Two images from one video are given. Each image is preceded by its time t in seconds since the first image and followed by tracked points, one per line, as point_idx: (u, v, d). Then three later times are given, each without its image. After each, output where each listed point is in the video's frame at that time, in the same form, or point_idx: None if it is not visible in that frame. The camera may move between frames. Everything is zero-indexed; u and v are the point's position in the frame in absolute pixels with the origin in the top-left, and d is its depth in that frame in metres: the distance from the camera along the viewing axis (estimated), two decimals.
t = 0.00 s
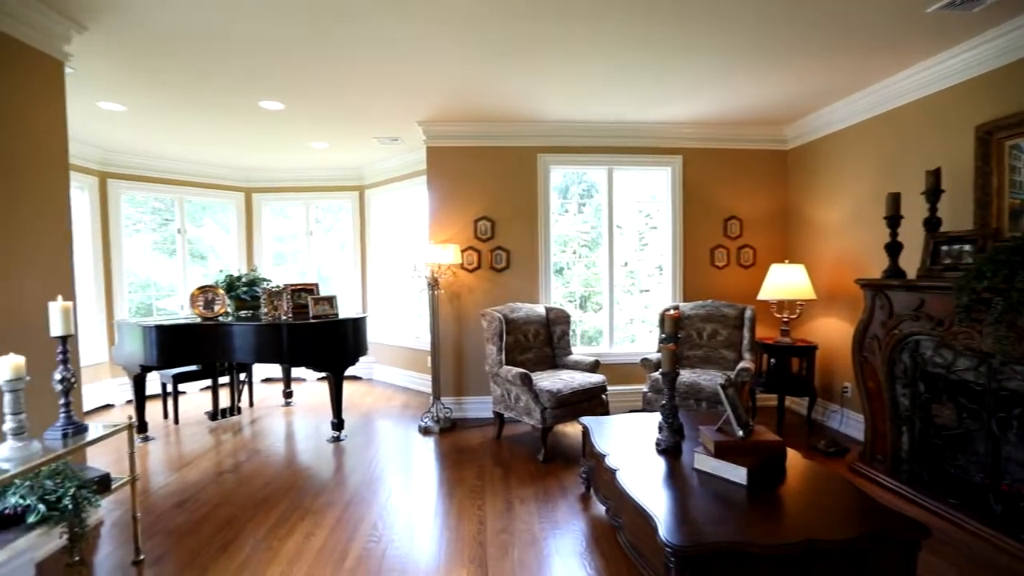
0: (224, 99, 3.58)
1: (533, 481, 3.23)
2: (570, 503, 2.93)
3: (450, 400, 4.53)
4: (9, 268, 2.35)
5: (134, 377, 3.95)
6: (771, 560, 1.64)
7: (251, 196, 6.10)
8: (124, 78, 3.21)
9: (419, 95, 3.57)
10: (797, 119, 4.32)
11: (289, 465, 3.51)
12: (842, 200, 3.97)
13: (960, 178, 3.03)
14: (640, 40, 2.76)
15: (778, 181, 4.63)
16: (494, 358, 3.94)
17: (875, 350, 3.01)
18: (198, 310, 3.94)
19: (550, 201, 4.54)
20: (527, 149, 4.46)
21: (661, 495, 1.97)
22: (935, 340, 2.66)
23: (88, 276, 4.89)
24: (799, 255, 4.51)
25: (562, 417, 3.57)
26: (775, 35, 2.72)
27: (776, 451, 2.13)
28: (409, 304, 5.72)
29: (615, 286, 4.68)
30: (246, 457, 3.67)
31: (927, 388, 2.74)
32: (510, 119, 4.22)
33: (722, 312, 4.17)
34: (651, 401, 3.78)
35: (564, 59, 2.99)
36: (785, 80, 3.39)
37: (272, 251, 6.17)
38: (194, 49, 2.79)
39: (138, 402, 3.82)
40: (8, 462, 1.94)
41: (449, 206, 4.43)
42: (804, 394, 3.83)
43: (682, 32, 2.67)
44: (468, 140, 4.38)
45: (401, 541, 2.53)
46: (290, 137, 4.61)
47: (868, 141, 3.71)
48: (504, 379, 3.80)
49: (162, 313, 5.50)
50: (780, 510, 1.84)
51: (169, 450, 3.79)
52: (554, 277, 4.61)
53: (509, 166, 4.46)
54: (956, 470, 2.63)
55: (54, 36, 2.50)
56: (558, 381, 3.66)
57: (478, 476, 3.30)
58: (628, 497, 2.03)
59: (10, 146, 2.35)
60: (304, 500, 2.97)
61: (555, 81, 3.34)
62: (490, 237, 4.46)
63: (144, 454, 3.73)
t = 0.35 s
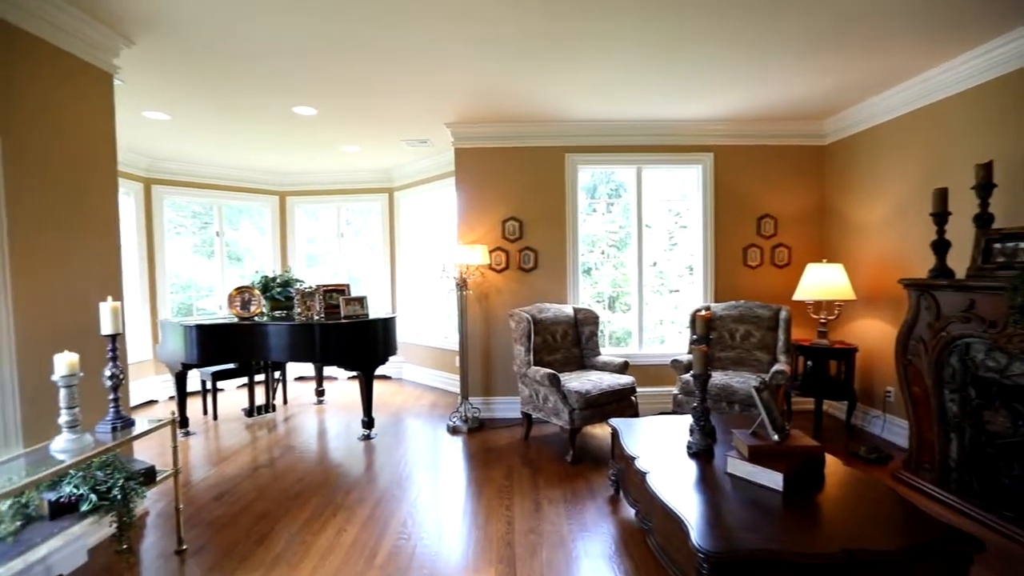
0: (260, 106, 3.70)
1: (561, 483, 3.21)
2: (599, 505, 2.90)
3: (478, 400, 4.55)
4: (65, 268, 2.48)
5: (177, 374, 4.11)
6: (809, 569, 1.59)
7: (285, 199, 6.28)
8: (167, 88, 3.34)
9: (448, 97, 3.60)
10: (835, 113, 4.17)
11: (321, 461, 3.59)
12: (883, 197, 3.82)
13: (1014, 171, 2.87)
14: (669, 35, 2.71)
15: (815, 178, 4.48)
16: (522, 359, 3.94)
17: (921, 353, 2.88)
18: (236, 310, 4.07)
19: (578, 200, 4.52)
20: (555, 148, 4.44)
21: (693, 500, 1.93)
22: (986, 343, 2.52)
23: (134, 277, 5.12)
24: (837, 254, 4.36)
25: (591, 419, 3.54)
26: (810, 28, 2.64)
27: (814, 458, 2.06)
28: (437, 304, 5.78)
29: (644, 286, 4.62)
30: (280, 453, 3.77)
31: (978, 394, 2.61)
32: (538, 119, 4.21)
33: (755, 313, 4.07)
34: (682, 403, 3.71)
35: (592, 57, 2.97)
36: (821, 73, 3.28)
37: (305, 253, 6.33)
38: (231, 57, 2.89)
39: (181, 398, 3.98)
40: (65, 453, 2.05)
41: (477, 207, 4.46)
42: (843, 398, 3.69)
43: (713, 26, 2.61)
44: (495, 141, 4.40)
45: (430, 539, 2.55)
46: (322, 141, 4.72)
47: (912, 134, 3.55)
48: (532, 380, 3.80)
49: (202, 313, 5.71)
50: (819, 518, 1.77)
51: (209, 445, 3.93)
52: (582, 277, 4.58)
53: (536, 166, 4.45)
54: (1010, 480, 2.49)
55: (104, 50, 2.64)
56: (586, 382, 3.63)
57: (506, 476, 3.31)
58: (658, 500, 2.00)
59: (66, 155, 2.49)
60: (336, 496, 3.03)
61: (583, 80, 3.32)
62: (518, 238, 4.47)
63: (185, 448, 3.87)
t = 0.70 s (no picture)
0: (295, 110, 3.80)
1: (591, 483, 3.19)
2: (629, 507, 2.87)
3: (506, 399, 4.56)
4: (115, 268, 2.60)
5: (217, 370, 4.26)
6: None
7: (318, 200, 6.43)
8: (208, 95, 3.47)
9: (478, 97, 3.62)
10: (877, 105, 4.00)
11: (354, 457, 3.67)
12: (931, 192, 3.64)
13: None
14: (702, 29, 2.65)
15: (856, 173, 4.31)
16: (551, 358, 3.93)
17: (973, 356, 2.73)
18: (272, 308, 4.19)
19: (607, 199, 4.47)
20: (584, 146, 4.41)
21: (727, 504, 1.89)
22: None
23: (177, 276, 5.34)
24: (880, 251, 4.18)
25: (621, 419, 3.50)
26: (851, 18, 2.54)
27: (856, 464, 1.98)
28: (466, 303, 5.82)
29: (675, 285, 4.54)
30: (314, 448, 3.87)
31: None
32: (567, 117, 4.19)
33: (792, 313, 3.95)
34: (714, 405, 3.63)
35: (623, 54, 2.93)
36: (862, 65, 3.16)
37: (338, 252, 6.47)
38: (268, 63, 2.98)
39: (220, 393, 4.13)
40: (115, 444, 2.14)
41: (506, 206, 4.47)
42: (886, 402, 3.55)
43: (748, 18, 2.54)
44: (524, 139, 4.40)
45: (459, 536, 2.57)
46: (354, 143, 4.81)
47: (961, 126, 3.38)
48: (561, 379, 3.78)
49: (240, 311, 5.90)
50: (862, 527, 1.71)
51: (247, 439, 4.07)
52: (611, 276, 4.54)
53: (566, 164, 4.43)
54: None
55: (150, 59, 2.76)
56: (616, 382, 3.60)
57: (535, 475, 3.30)
58: (690, 503, 1.96)
59: (116, 160, 2.61)
60: (367, 491, 3.09)
61: (613, 76, 3.28)
62: (547, 236, 4.46)
63: (225, 441, 4.02)
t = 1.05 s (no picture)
0: (331, 114, 3.90)
1: (623, 485, 3.15)
2: (663, 510, 2.82)
3: (538, 399, 4.56)
4: (164, 268, 2.72)
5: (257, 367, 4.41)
6: None
7: (353, 202, 6.58)
8: (250, 102, 3.60)
9: (508, 98, 3.63)
10: (926, 95, 3.80)
11: (387, 454, 3.74)
12: (987, 186, 3.44)
13: None
14: (738, 22, 2.58)
15: (904, 166, 4.12)
16: (583, 358, 3.89)
17: None
18: (308, 307, 4.33)
19: (640, 197, 4.41)
20: (616, 144, 4.36)
21: (765, 509, 1.84)
22: None
23: (221, 277, 5.56)
24: (931, 249, 3.98)
25: (654, 421, 3.44)
26: (899, 4, 2.42)
27: (905, 472, 1.89)
28: (497, 302, 5.84)
29: (710, 284, 4.43)
30: (349, 444, 3.96)
31: None
32: (598, 115, 4.16)
33: (834, 313, 3.80)
34: (752, 408, 3.53)
35: (655, 50, 2.89)
36: (910, 54, 3.01)
37: (372, 253, 6.60)
38: (305, 70, 3.07)
39: (261, 390, 4.27)
40: (165, 436, 2.24)
41: (537, 205, 4.46)
42: (938, 408, 3.37)
43: (787, 9, 2.46)
44: (555, 139, 4.38)
45: (491, 534, 2.58)
46: (388, 145, 4.90)
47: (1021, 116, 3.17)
48: (593, 380, 3.75)
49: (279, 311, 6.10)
50: (912, 538, 1.63)
51: (285, 434, 4.20)
52: (644, 276, 4.47)
53: (597, 163, 4.39)
54: None
55: (195, 69, 2.88)
56: (649, 383, 3.54)
57: (566, 476, 3.29)
58: (727, 508, 1.91)
59: (166, 166, 2.74)
60: (400, 488, 3.14)
61: (645, 72, 3.23)
62: (578, 236, 4.43)
63: (265, 436, 4.16)
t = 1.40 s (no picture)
0: (362, 118, 3.97)
1: (654, 489, 3.10)
2: (695, 515, 2.77)
3: (566, 400, 4.54)
4: (205, 270, 2.83)
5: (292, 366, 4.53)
6: None
7: (383, 204, 6.69)
8: (285, 108, 3.71)
9: (536, 98, 3.63)
10: (977, 85, 3.61)
11: (417, 452, 3.78)
12: None
13: None
14: (772, 14, 2.51)
15: (952, 160, 3.93)
16: (613, 359, 3.85)
17: None
18: (341, 308, 4.45)
19: (670, 196, 4.34)
20: (646, 143, 4.30)
21: (803, 517, 1.78)
22: None
23: (258, 279, 5.74)
24: (981, 246, 3.78)
25: (685, 423, 3.38)
26: None
27: (955, 481, 1.80)
28: (525, 303, 5.84)
29: (744, 284, 4.32)
30: (379, 442, 4.02)
31: None
32: (627, 113, 4.11)
33: (876, 314, 3.66)
34: (788, 411, 3.43)
35: (686, 45, 2.84)
36: (957, 41, 2.87)
37: (401, 254, 6.70)
38: (338, 75, 3.13)
39: (295, 388, 4.39)
40: (206, 431, 2.33)
41: (565, 205, 4.44)
42: (991, 415, 3.19)
43: None
44: (583, 138, 4.35)
45: (519, 535, 2.59)
46: (417, 147, 4.97)
47: None
48: (623, 381, 3.71)
49: (312, 311, 6.26)
50: (962, 550, 1.55)
51: (318, 432, 4.30)
52: (674, 276, 4.40)
53: (626, 161, 4.34)
54: None
55: (233, 77, 2.98)
56: (680, 385, 3.48)
57: (596, 478, 3.26)
58: (762, 515, 1.86)
59: (207, 172, 2.85)
60: (429, 487, 3.17)
61: (674, 69, 3.17)
62: (607, 235, 4.39)
63: (299, 433, 4.27)
